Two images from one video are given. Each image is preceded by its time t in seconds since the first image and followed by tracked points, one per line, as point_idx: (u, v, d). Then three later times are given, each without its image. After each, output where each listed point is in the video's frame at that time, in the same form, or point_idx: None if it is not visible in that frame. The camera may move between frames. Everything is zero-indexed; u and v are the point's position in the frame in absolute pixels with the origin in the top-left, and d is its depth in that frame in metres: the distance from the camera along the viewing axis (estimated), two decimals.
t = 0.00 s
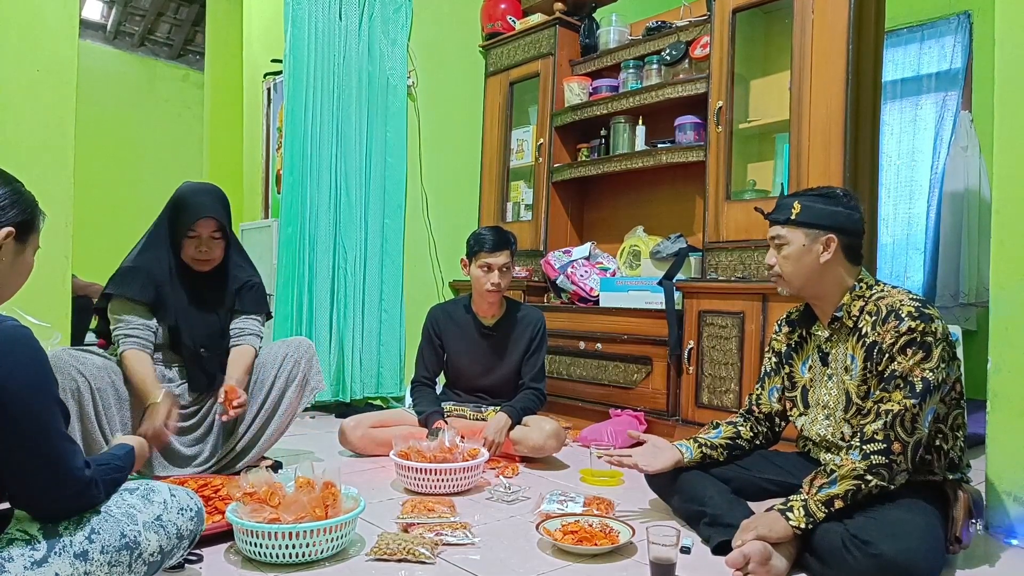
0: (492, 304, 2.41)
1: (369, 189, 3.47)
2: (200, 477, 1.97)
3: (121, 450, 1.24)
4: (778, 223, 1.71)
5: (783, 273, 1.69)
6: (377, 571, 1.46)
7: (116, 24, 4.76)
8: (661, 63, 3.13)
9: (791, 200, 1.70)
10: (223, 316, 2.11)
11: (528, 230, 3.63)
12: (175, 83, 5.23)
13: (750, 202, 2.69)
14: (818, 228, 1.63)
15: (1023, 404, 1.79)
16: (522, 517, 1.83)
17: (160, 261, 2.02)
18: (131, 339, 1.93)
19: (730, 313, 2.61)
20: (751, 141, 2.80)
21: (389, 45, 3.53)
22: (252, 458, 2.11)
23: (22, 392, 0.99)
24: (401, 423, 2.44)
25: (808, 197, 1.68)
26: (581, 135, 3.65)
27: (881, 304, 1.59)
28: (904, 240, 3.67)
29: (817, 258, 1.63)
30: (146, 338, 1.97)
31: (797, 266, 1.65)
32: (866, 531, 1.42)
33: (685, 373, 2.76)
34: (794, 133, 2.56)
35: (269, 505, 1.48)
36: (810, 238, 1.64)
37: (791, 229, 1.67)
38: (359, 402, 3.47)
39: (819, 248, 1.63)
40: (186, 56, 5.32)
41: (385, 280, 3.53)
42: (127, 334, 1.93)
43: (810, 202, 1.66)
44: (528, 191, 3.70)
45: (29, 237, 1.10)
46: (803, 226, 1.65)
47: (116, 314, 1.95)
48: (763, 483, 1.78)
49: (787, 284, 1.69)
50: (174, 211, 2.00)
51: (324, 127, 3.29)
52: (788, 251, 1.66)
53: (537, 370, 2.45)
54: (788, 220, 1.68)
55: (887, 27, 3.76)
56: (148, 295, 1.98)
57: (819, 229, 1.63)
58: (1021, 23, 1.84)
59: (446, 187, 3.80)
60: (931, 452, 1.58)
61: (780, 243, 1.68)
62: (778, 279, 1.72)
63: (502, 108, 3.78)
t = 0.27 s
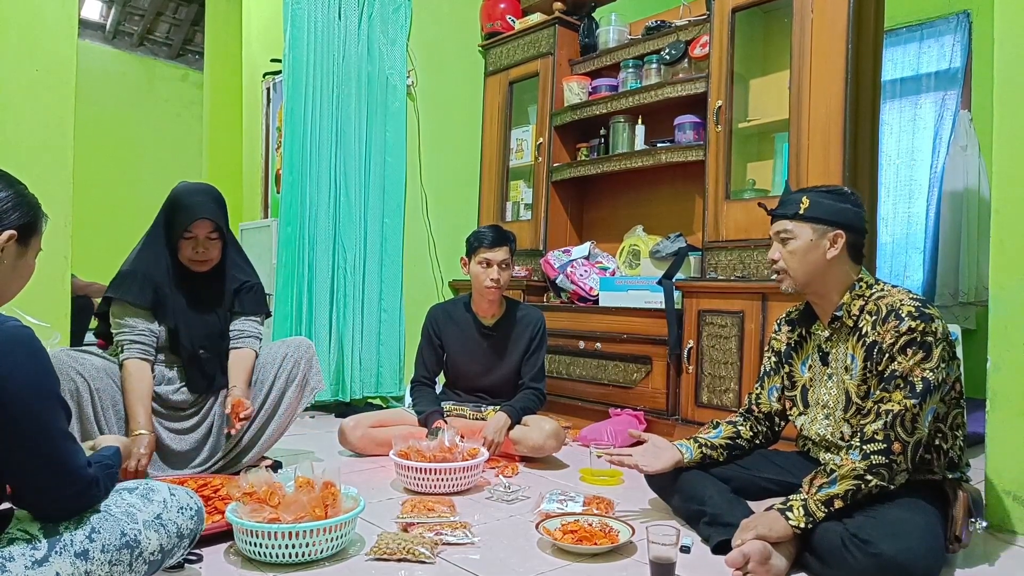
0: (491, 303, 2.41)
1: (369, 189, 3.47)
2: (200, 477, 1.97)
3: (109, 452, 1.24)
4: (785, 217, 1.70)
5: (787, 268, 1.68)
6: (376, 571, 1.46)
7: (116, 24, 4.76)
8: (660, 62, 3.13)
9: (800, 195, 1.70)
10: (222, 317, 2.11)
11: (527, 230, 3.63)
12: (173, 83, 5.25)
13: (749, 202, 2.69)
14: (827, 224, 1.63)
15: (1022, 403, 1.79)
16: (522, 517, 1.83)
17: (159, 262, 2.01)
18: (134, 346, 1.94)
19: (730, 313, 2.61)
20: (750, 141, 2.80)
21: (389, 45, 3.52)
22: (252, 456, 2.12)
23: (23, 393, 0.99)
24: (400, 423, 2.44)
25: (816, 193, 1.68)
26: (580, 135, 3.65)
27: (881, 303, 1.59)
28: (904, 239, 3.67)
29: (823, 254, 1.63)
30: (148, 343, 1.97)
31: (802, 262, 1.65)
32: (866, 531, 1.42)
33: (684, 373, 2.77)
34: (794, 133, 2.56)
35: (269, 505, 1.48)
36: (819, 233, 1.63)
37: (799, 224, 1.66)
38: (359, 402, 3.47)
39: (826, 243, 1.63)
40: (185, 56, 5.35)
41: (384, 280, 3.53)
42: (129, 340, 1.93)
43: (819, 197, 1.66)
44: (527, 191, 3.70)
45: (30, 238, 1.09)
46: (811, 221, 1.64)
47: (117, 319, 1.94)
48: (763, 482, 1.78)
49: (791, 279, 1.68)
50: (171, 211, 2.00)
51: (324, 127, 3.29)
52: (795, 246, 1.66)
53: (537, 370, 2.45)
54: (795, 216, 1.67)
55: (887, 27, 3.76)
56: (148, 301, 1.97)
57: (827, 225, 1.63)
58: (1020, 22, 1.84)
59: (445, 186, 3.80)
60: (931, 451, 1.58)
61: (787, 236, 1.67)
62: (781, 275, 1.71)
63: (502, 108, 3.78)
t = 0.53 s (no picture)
0: (489, 302, 2.41)
1: (368, 188, 3.47)
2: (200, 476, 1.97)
3: (111, 451, 1.24)
4: (786, 216, 1.70)
5: (788, 268, 1.68)
6: (376, 571, 1.46)
7: (115, 24, 4.76)
8: (659, 62, 3.14)
9: (801, 194, 1.70)
10: (224, 318, 2.11)
11: (526, 229, 3.63)
12: (173, 83, 5.26)
13: (749, 201, 2.69)
14: (828, 223, 1.63)
15: (1021, 402, 1.79)
16: (521, 516, 1.83)
17: (160, 263, 2.02)
18: (133, 345, 1.93)
19: (729, 312, 2.61)
20: (749, 140, 2.80)
21: (388, 45, 3.52)
22: (252, 456, 2.13)
23: (23, 393, 0.99)
24: (400, 423, 2.44)
25: (817, 192, 1.68)
26: (579, 134, 3.65)
27: (882, 303, 1.59)
28: (903, 238, 3.67)
29: (824, 253, 1.63)
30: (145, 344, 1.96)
31: (804, 261, 1.65)
32: (866, 530, 1.43)
33: (683, 372, 2.77)
34: (793, 132, 2.56)
35: (268, 505, 1.48)
36: (820, 232, 1.63)
37: (800, 223, 1.66)
38: (359, 401, 3.47)
39: (827, 243, 1.63)
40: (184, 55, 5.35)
41: (383, 279, 3.53)
42: (129, 339, 1.93)
43: (820, 197, 1.66)
44: (526, 190, 3.70)
45: (30, 240, 1.09)
46: (812, 220, 1.64)
47: (118, 317, 1.94)
48: (763, 482, 1.78)
49: (791, 278, 1.68)
50: (173, 211, 2.01)
51: (323, 126, 3.29)
52: (795, 245, 1.66)
53: (536, 370, 2.45)
54: (796, 215, 1.67)
55: (886, 25, 3.76)
56: (149, 299, 1.97)
57: (828, 224, 1.63)
58: (1018, 21, 1.84)
59: (445, 186, 3.80)
60: (931, 450, 1.57)
61: (788, 236, 1.67)
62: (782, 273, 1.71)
63: (501, 108, 3.78)
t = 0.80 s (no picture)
0: (488, 302, 2.41)
1: (368, 188, 3.47)
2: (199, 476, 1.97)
3: (110, 451, 1.24)
4: (797, 210, 1.67)
5: (799, 263, 1.65)
6: (376, 571, 1.46)
7: (115, 24, 4.76)
8: (659, 62, 3.14)
9: (814, 189, 1.68)
10: (224, 318, 2.11)
11: (526, 229, 3.63)
12: (173, 82, 5.26)
13: (749, 201, 2.69)
14: (843, 221, 1.62)
15: (1021, 402, 1.80)
16: (521, 516, 1.83)
17: (161, 262, 2.02)
18: (134, 345, 1.94)
19: (729, 312, 2.61)
20: (749, 139, 2.80)
21: (388, 45, 3.53)
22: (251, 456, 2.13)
23: (23, 393, 0.99)
24: (399, 423, 2.44)
25: (830, 189, 1.66)
26: (579, 134, 3.66)
27: (879, 302, 1.59)
28: (903, 238, 3.67)
29: (837, 252, 1.62)
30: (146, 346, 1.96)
31: (817, 258, 1.63)
32: (865, 530, 1.43)
33: (683, 372, 2.77)
34: (793, 131, 2.56)
35: (268, 505, 1.48)
36: (834, 230, 1.62)
37: (814, 218, 1.64)
38: (358, 401, 3.47)
39: (840, 242, 1.62)
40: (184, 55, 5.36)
41: (383, 279, 3.53)
42: (131, 339, 1.93)
43: (835, 194, 1.64)
44: (526, 190, 3.70)
45: (29, 240, 1.10)
46: (827, 217, 1.62)
47: (120, 317, 1.95)
48: (762, 481, 1.79)
49: (802, 275, 1.65)
50: (174, 211, 2.01)
51: (323, 126, 3.29)
52: (810, 240, 1.63)
53: (535, 370, 2.45)
54: (811, 209, 1.64)
55: (885, 25, 3.76)
56: (152, 300, 1.98)
57: (843, 222, 1.62)
58: (1018, 20, 1.84)
59: (444, 185, 3.80)
60: (930, 450, 1.58)
61: (802, 229, 1.64)
62: (790, 270, 1.67)
63: (501, 108, 3.78)
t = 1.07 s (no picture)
0: (488, 303, 2.41)
1: (368, 188, 3.47)
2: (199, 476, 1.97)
3: (110, 450, 1.24)
4: (827, 207, 1.62)
5: (828, 262, 1.60)
6: (375, 571, 1.46)
7: (116, 24, 4.76)
8: (659, 63, 3.14)
9: (843, 187, 1.64)
10: (224, 319, 2.11)
11: (526, 229, 3.63)
12: (173, 82, 5.26)
13: (749, 201, 2.69)
14: (868, 225, 1.62)
15: (1021, 403, 1.79)
16: (520, 517, 1.83)
17: (162, 261, 2.02)
18: (133, 344, 1.94)
19: (729, 313, 2.61)
20: (749, 140, 2.80)
21: (388, 45, 3.53)
22: (250, 456, 2.13)
23: (22, 392, 0.99)
24: (399, 423, 2.44)
25: (853, 189, 1.65)
26: (579, 134, 3.66)
27: (885, 304, 1.59)
28: (903, 239, 3.67)
29: (862, 254, 1.62)
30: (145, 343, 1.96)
31: (846, 258, 1.60)
32: (865, 531, 1.43)
33: (683, 373, 2.77)
34: (793, 132, 2.56)
35: (267, 505, 1.48)
36: (861, 232, 1.62)
37: (845, 217, 1.61)
38: (358, 401, 3.47)
39: (865, 245, 1.63)
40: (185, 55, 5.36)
41: (383, 279, 3.53)
42: (129, 338, 1.94)
43: (861, 195, 1.64)
44: (526, 191, 3.70)
45: (28, 240, 1.10)
46: (857, 218, 1.61)
47: (118, 316, 1.95)
48: (762, 482, 1.79)
49: (828, 274, 1.60)
50: (176, 211, 2.00)
51: (324, 126, 3.29)
52: (841, 240, 1.60)
53: (535, 370, 2.45)
54: (843, 208, 1.61)
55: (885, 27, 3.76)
56: (151, 299, 1.97)
57: (868, 225, 1.62)
58: (1017, 22, 1.84)
59: (445, 186, 3.80)
60: (931, 452, 1.58)
61: (835, 228, 1.60)
62: (814, 268, 1.61)
63: (501, 108, 3.78)
